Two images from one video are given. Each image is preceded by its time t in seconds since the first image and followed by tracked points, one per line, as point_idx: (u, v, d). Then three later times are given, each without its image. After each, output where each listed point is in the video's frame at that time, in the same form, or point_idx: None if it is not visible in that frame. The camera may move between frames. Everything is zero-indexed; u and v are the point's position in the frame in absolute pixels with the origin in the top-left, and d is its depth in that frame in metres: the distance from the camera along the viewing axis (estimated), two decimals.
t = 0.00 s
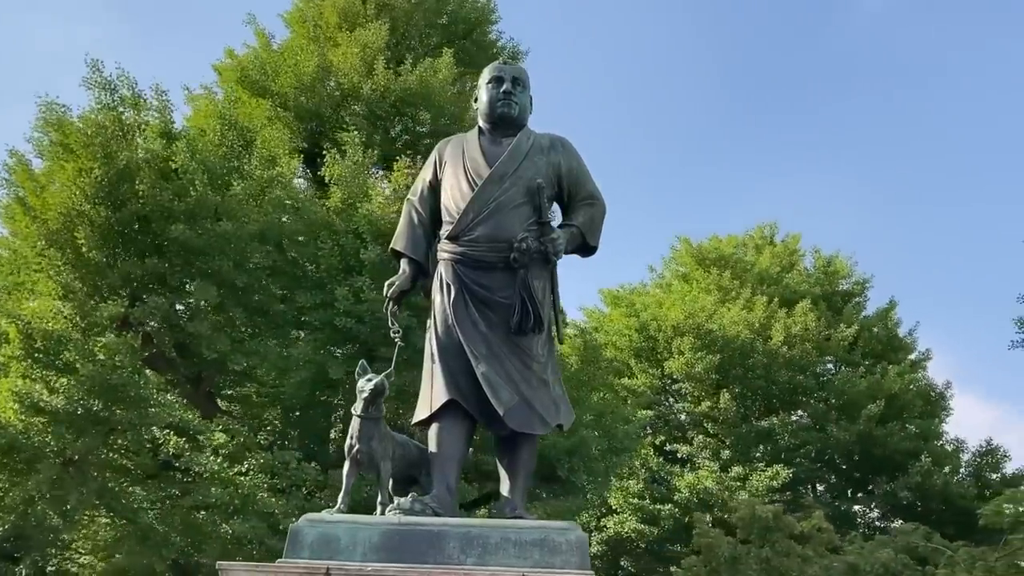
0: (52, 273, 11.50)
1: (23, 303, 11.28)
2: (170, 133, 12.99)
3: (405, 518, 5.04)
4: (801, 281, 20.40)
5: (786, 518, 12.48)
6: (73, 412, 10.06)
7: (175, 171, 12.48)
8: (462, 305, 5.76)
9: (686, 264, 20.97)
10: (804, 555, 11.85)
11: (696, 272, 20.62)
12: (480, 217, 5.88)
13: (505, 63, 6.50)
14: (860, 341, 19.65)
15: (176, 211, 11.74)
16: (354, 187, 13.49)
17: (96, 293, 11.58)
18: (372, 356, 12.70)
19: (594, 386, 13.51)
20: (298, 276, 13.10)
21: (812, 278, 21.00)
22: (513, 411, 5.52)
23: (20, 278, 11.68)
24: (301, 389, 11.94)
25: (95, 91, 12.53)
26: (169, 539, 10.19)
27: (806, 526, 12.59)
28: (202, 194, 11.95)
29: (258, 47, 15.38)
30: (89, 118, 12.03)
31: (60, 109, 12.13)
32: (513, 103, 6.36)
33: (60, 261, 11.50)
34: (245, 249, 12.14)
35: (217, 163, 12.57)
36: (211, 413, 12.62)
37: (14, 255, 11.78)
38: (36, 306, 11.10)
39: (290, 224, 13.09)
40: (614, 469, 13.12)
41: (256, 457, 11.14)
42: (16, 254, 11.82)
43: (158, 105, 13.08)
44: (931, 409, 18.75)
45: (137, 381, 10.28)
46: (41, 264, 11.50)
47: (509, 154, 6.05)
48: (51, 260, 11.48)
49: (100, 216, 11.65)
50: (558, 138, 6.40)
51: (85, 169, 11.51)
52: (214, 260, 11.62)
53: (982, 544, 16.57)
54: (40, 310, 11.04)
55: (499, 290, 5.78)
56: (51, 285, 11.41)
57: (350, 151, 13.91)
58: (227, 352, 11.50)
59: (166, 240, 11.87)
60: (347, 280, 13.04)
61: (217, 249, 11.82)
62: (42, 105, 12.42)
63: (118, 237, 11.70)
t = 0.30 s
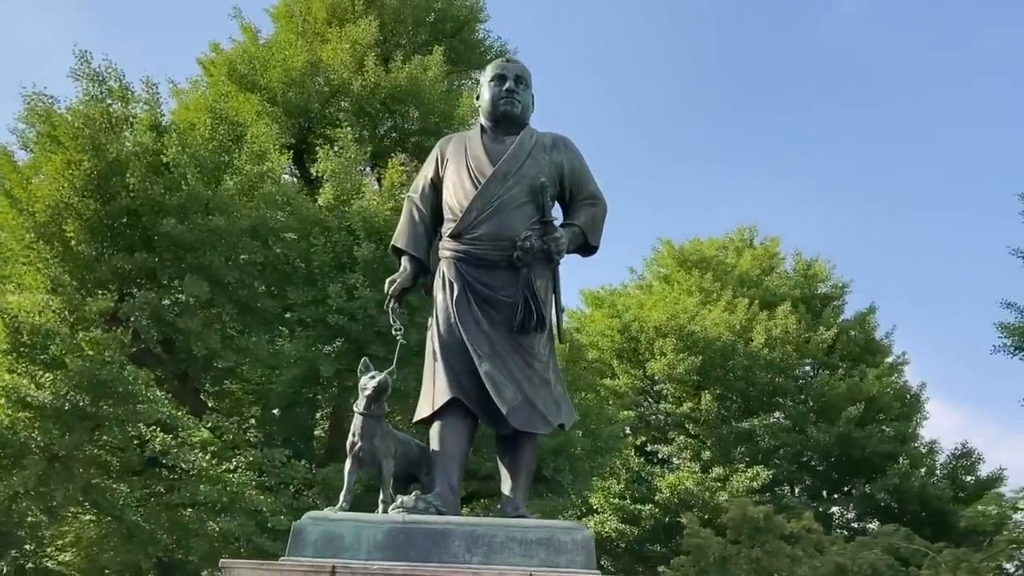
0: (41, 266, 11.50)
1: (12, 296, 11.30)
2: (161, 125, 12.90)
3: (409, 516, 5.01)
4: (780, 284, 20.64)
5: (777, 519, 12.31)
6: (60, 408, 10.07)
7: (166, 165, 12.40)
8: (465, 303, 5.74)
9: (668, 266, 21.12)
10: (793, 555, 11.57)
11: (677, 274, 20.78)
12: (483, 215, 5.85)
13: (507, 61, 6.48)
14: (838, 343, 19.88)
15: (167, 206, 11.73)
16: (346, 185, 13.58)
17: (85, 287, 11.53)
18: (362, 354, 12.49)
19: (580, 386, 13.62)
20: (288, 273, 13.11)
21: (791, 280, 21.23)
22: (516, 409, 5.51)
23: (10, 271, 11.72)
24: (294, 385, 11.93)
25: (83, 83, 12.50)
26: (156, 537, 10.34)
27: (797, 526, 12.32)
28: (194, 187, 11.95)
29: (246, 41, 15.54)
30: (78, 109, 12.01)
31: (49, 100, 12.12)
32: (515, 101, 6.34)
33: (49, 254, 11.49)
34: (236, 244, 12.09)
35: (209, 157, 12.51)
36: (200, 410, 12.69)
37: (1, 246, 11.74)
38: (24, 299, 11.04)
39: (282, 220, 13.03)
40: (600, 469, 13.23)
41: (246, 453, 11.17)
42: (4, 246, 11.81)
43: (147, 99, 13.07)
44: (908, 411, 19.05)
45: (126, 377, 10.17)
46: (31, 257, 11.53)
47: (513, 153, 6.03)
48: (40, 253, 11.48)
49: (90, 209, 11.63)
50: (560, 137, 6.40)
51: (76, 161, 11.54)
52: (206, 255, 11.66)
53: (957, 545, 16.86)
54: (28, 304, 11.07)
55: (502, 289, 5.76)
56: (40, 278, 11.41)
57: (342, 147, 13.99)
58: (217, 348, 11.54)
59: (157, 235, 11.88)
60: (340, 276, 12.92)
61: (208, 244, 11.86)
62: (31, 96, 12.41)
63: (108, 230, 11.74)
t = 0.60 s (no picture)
0: (28, 258, 11.47)
1: None
2: (148, 117, 12.87)
3: (414, 516, 4.99)
4: (757, 286, 20.89)
5: (765, 520, 12.46)
6: (47, 402, 10.07)
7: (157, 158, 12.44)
8: (468, 302, 5.72)
9: (646, 267, 21.28)
10: (780, 556, 11.78)
11: (655, 276, 20.95)
12: (487, 214, 5.83)
13: (510, 60, 6.46)
14: (814, 347, 20.10)
15: (158, 199, 11.74)
16: (338, 181, 13.73)
17: (72, 279, 11.59)
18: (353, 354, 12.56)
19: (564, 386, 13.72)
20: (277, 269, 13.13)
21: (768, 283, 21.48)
22: (520, 410, 5.50)
23: None
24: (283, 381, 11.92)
25: (70, 74, 12.46)
26: (139, 534, 10.39)
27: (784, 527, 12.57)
28: (185, 180, 11.99)
29: (233, 36, 15.62)
30: (66, 100, 11.97)
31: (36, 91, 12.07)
32: (518, 100, 6.32)
33: (37, 246, 11.46)
34: (227, 238, 12.13)
35: (201, 150, 12.54)
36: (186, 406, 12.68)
37: None
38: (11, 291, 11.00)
39: (271, 216, 13.04)
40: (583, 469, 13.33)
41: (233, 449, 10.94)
42: None
43: (134, 91, 13.04)
44: (881, 414, 19.36)
45: (114, 371, 10.23)
46: (18, 248, 11.50)
47: (516, 153, 6.02)
48: (27, 244, 11.47)
49: (78, 201, 11.62)
50: (562, 137, 6.39)
51: (65, 151, 11.52)
52: (197, 250, 11.65)
53: (929, 546, 17.17)
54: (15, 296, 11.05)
55: (506, 289, 5.74)
56: (27, 269, 11.37)
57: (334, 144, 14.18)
58: (205, 342, 11.39)
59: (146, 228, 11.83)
60: (331, 273, 12.92)
61: (199, 239, 11.85)
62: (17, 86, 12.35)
63: (96, 223, 11.74)
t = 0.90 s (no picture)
0: (17, 250, 11.35)
1: None
2: (139, 109, 12.78)
3: (420, 515, 4.97)
4: (736, 289, 21.06)
5: (757, 521, 12.57)
6: (34, 398, 10.00)
7: (148, 151, 12.33)
8: (472, 302, 5.70)
9: (627, 268, 21.40)
10: (768, 557, 12.02)
11: (636, 277, 21.06)
12: (492, 214, 5.82)
13: (513, 59, 6.45)
14: (792, 350, 20.28)
15: (150, 193, 11.64)
16: (330, 180, 13.63)
17: (62, 273, 11.45)
18: (346, 352, 12.70)
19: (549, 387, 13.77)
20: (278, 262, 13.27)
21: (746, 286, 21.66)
22: (525, 411, 5.50)
23: None
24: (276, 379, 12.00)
25: (59, 65, 12.36)
26: (126, 532, 10.51)
27: (771, 528, 12.79)
28: (178, 175, 11.88)
29: (221, 30, 15.50)
30: (55, 91, 11.87)
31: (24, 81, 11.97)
32: (522, 100, 6.30)
33: (25, 239, 11.33)
34: (219, 234, 12.06)
35: (193, 145, 12.48)
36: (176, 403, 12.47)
37: None
38: None
39: (261, 212, 12.97)
40: (568, 469, 13.40)
41: (223, 448, 10.96)
42: None
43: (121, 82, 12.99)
44: (857, 417, 19.60)
45: (104, 367, 10.23)
46: (6, 240, 11.37)
47: (521, 152, 6.01)
48: (15, 236, 11.35)
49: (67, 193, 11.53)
50: (565, 138, 6.38)
51: (55, 144, 11.44)
52: (189, 245, 11.56)
53: (904, 548, 17.42)
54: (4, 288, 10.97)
55: (510, 289, 5.74)
56: (16, 262, 11.25)
57: (328, 141, 14.09)
58: (196, 339, 11.29)
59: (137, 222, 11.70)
60: (324, 271, 12.94)
61: (191, 234, 11.76)
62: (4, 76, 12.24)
63: (86, 216, 11.65)
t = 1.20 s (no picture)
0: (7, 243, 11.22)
1: None
2: (129, 103, 12.71)
3: (424, 516, 4.95)
4: (716, 291, 21.21)
5: (744, 524, 13.35)
6: (22, 394, 9.93)
7: (139, 144, 12.26)
8: (475, 303, 5.69)
9: (609, 270, 21.50)
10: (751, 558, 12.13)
11: (618, 278, 21.16)
12: (495, 215, 5.81)
13: (515, 60, 6.43)
14: (770, 353, 20.45)
15: (142, 187, 11.58)
16: (324, 174, 13.63)
17: (52, 267, 11.34)
18: (337, 350, 12.69)
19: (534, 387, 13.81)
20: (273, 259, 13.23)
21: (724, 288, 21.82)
22: (527, 413, 5.51)
23: None
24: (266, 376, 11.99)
25: (48, 56, 12.30)
26: (112, 530, 10.57)
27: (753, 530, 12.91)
28: (170, 169, 11.84)
29: (210, 24, 15.46)
30: (44, 82, 11.80)
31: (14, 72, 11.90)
32: (525, 101, 6.29)
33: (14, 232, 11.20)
34: (211, 230, 12.01)
35: (185, 139, 12.38)
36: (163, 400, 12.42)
37: None
38: None
39: (252, 208, 12.94)
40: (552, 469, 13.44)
41: (212, 445, 11.05)
42: None
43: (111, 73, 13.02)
44: (834, 420, 19.81)
45: (94, 364, 10.24)
46: None
47: (525, 153, 6.00)
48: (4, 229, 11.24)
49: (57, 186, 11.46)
50: (566, 139, 6.38)
51: (45, 136, 11.38)
52: (182, 240, 11.51)
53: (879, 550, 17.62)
54: None
55: (513, 290, 5.74)
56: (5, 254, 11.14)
57: (321, 136, 14.08)
58: (186, 336, 11.24)
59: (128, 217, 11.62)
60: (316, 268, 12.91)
61: (183, 229, 11.70)
62: None
63: (76, 209, 11.57)
